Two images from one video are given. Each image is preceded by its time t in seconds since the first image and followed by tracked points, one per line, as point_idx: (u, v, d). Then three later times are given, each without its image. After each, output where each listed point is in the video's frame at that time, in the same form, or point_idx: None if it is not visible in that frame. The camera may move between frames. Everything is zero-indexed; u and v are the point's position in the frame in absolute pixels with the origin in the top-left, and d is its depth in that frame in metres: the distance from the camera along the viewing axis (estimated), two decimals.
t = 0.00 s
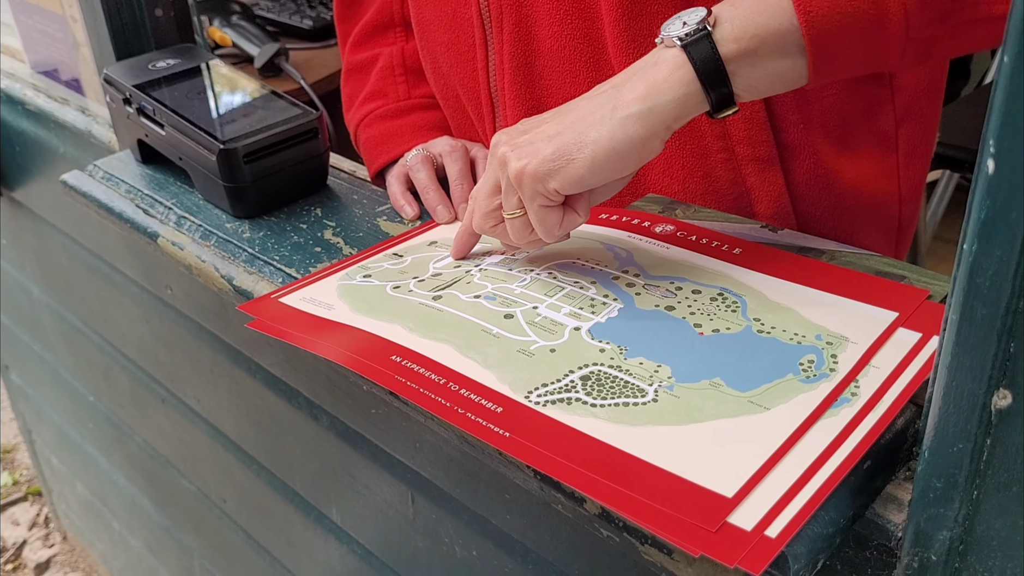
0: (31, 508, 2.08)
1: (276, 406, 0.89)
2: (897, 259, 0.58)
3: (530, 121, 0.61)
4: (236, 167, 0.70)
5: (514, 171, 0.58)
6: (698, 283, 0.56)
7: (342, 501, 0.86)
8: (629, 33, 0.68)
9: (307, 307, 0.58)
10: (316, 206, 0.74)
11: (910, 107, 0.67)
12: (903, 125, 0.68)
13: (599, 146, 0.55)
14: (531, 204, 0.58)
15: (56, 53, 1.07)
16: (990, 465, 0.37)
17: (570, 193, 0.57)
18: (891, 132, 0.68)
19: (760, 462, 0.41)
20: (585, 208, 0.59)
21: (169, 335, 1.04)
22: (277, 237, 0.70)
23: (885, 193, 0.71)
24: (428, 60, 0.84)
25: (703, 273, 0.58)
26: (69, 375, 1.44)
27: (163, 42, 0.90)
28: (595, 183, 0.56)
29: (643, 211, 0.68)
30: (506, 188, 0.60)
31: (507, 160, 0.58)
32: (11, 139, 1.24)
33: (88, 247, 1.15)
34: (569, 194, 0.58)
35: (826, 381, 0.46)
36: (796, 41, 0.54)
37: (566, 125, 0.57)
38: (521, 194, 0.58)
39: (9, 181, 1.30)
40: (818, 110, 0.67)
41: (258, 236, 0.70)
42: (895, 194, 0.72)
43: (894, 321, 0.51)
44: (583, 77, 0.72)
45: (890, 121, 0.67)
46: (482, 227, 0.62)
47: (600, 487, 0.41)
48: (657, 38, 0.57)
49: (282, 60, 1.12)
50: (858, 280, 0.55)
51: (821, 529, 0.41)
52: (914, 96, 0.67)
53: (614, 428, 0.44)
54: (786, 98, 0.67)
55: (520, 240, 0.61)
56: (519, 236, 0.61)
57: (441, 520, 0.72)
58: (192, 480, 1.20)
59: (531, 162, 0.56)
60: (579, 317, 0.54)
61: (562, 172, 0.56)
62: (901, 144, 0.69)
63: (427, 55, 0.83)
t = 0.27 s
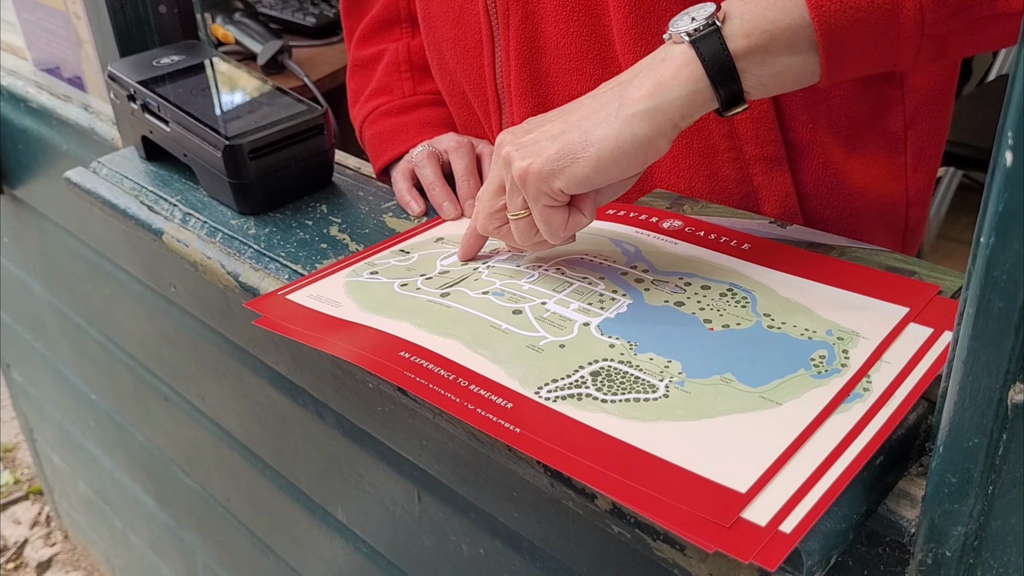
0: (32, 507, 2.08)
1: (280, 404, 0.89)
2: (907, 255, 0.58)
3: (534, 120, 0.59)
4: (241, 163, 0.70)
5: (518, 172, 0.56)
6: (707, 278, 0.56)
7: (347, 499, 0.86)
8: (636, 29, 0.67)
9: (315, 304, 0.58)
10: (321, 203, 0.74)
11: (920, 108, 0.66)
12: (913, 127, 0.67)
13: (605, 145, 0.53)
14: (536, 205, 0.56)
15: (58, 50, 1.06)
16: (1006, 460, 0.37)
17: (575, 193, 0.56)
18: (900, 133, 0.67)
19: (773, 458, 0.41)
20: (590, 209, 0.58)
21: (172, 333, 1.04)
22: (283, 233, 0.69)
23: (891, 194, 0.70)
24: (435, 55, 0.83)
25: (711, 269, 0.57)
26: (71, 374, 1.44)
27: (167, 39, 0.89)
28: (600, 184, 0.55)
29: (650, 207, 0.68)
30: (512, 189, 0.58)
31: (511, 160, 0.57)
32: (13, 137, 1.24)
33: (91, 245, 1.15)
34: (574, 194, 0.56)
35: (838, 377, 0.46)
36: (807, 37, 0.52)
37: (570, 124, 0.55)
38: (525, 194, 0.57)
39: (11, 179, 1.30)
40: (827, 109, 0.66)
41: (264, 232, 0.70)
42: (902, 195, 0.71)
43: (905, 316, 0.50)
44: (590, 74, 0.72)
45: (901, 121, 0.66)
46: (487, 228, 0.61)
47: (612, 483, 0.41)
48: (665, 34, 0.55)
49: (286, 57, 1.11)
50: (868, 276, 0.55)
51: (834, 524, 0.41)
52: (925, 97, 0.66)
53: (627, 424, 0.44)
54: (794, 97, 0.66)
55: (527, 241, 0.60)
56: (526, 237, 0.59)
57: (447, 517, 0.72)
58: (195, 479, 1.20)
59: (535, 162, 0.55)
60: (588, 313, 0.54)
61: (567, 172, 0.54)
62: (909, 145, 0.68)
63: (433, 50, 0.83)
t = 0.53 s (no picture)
0: (32, 512, 2.07)
1: (284, 407, 0.89)
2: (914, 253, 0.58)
3: (540, 126, 0.59)
4: (245, 165, 0.70)
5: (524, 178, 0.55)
6: (715, 277, 0.56)
7: (351, 502, 0.85)
8: (642, 29, 0.67)
9: (320, 307, 0.58)
10: (324, 204, 0.74)
11: (928, 109, 0.66)
12: (920, 128, 0.67)
13: (611, 149, 0.53)
14: (544, 212, 0.56)
15: (58, 53, 1.06)
16: (1020, 457, 0.36)
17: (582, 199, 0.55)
18: (907, 133, 0.67)
19: (785, 457, 0.41)
20: (598, 215, 0.57)
21: (174, 337, 1.03)
22: (286, 235, 0.69)
23: (896, 195, 0.70)
24: (439, 55, 0.83)
25: (719, 268, 0.57)
26: (72, 378, 1.44)
27: (168, 41, 0.89)
28: (607, 188, 0.54)
29: (655, 206, 0.68)
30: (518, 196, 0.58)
31: (518, 167, 0.56)
32: (12, 140, 1.23)
33: (91, 248, 1.14)
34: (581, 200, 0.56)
35: (848, 375, 0.46)
36: (813, 38, 0.51)
37: (576, 129, 0.55)
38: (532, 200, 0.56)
39: (11, 183, 1.29)
40: (835, 108, 0.66)
41: (267, 234, 0.70)
42: (907, 196, 0.71)
43: (914, 314, 0.50)
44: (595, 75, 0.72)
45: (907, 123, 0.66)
46: (495, 236, 0.60)
47: (623, 483, 0.41)
48: (669, 36, 0.54)
49: (286, 59, 1.11)
50: (876, 274, 0.54)
51: (847, 523, 0.40)
52: (932, 98, 0.65)
53: (637, 424, 0.44)
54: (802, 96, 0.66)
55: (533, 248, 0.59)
56: (534, 244, 0.59)
57: (453, 520, 0.72)
58: (197, 482, 1.19)
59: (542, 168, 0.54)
60: (595, 312, 0.53)
61: (574, 177, 0.54)
62: (916, 146, 0.68)
63: (438, 49, 0.82)
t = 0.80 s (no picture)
0: (28, 522, 2.06)
1: (276, 423, 0.88)
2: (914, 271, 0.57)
3: (518, 153, 0.59)
4: (234, 182, 0.68)
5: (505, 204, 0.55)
6: (711, 298, 0.55)
7: (345, 519, 0.84)
8: (637, 44, 0.66)
9: (311, 332, 0.57)
10: (315, 220, 0.73)
11: (929, 125, 0.64)
12: (922, 144, 0.65)
13: (593, 171, 0.52)
14: (525, 238, 0.55)
15: (47, 64, 1.05)
16: None
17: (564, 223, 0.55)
18: (908, 149, 0.65)
19: (783, 490, 0.40)
20: (580, 242, 0.57)
21: (166, 350, 1.02)
22: (276, 253, 0.68)
23: (896, 210, 0.69)
24: (432, 68, 0.82)
25: (715, 287, 0.56)
26: (65, 389, 1.43)
27: (156, 53, 0.88)
28: (590, 210, 0.54)
29: (650, 222, 0.67)
30: (499, 223, 0.57)
31: (498, 193, 0.56)
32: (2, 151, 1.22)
33: (82, 261, 1.13)
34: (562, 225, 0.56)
35: (848, 402, 0.45)
36: (797, 60, 0.49)
37: (557, 152, 0.54)
38: (513, 226, 0.55)
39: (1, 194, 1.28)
40: (833, 124, 0.65)
41: (257, 252, 0.69)
42: (908, 211, 0.70)
43: (915, 336, 0.49)
44: (589, 89, 0.71)
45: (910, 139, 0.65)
46: (477, 265, 0.59)
47: (617, 518, 0.40)
48: (652, 55, 0.54)
49: (278, 68, 1.10)
50: (875, 294, 0.53)
51: (848, 557, 0.39)
52: (935, 113, 0.64)
53: (632, 455, 0.43)
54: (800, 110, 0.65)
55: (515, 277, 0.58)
56: (516, 273, 0.58)
57: (448, 539, 0.71)
58: (191, 496, 1.18)
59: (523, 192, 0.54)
60: (589, 335, 0.52)
61: (556, 202, 0.54)
62: (917, 161, 0.66)
63: (431, 62, 0.81)
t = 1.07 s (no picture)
0: (22, 530, 2.03)
1: (266, 443, 0.85)
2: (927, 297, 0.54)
3: (513, 170, 0.57)
4: (218, 201, 0.66)
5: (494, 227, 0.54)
6: (714, 326, 0.52)
7: (336, 543, 0.82)
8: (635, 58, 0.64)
9: (297, 365, 0.54)
10: (303, 239, 0.70)
11: (941, 140, 0.61)
12: (932, 161, 0.62)
13: (586, 196, 0.51)
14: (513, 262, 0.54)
15: (31, 72, 1.02)
16: None
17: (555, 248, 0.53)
18: (917, 166, 0.62)
19: (793, 544, 0.37)
20: (573, 268, 0.55)
21: (155, 366, 1.00)
22: (262, 275, 0.66)
23: (901, 229, 0.66)
24: (423, 80, 0.79)
25: (718, 315, 0.54)
26: (55, 400, 1.40)
27: (141, 63, 0.85)
28: (583, 236, 0.52)
29: (650, 242, 0.64)
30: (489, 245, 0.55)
31: (488, 215, 0.55)
32: None
33: (70, 273, 1.11)
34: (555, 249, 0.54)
35: (859, 445, 0.42)
36: (804, 78, 0.47)
37: (549, 173, 0.53)
38: (502, 249, 0.54)
39: None
40: (840, 138, 0.63)
41: (242, 274, 0.66)
42: (914, 230, 0.67)
43: (929, 370, 0.47)
44: (586, 103, 0.68)
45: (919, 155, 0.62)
46: (472, 287, 0.57)
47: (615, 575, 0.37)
48: (650, 71, 0.51)
49: (269, 76, 1.07)
50: (887, 323, 0.51)
51: None
52: (946, 129, 0.60)
53: (630, 503, 0.40)
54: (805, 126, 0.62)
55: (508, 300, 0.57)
56: (508, 294, 0.56)
57: (441, 569, 0.68)
58: (182, 511, 1.16)
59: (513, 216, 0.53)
60: (586, 368, 0.50)
61: (547, 227, 0.52)
62: (926, 179, 0.63)
63: (423, 73, 0.79)
